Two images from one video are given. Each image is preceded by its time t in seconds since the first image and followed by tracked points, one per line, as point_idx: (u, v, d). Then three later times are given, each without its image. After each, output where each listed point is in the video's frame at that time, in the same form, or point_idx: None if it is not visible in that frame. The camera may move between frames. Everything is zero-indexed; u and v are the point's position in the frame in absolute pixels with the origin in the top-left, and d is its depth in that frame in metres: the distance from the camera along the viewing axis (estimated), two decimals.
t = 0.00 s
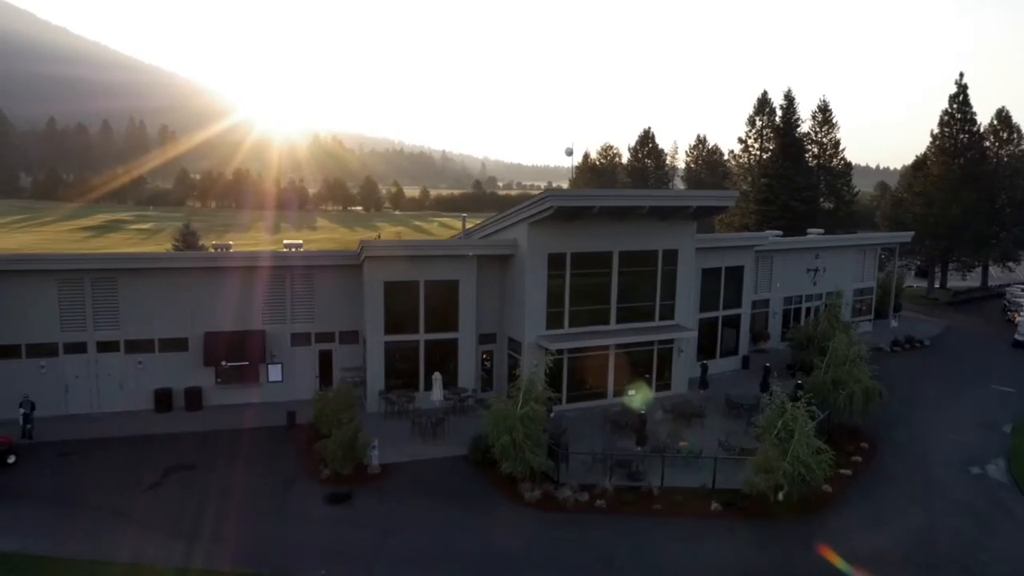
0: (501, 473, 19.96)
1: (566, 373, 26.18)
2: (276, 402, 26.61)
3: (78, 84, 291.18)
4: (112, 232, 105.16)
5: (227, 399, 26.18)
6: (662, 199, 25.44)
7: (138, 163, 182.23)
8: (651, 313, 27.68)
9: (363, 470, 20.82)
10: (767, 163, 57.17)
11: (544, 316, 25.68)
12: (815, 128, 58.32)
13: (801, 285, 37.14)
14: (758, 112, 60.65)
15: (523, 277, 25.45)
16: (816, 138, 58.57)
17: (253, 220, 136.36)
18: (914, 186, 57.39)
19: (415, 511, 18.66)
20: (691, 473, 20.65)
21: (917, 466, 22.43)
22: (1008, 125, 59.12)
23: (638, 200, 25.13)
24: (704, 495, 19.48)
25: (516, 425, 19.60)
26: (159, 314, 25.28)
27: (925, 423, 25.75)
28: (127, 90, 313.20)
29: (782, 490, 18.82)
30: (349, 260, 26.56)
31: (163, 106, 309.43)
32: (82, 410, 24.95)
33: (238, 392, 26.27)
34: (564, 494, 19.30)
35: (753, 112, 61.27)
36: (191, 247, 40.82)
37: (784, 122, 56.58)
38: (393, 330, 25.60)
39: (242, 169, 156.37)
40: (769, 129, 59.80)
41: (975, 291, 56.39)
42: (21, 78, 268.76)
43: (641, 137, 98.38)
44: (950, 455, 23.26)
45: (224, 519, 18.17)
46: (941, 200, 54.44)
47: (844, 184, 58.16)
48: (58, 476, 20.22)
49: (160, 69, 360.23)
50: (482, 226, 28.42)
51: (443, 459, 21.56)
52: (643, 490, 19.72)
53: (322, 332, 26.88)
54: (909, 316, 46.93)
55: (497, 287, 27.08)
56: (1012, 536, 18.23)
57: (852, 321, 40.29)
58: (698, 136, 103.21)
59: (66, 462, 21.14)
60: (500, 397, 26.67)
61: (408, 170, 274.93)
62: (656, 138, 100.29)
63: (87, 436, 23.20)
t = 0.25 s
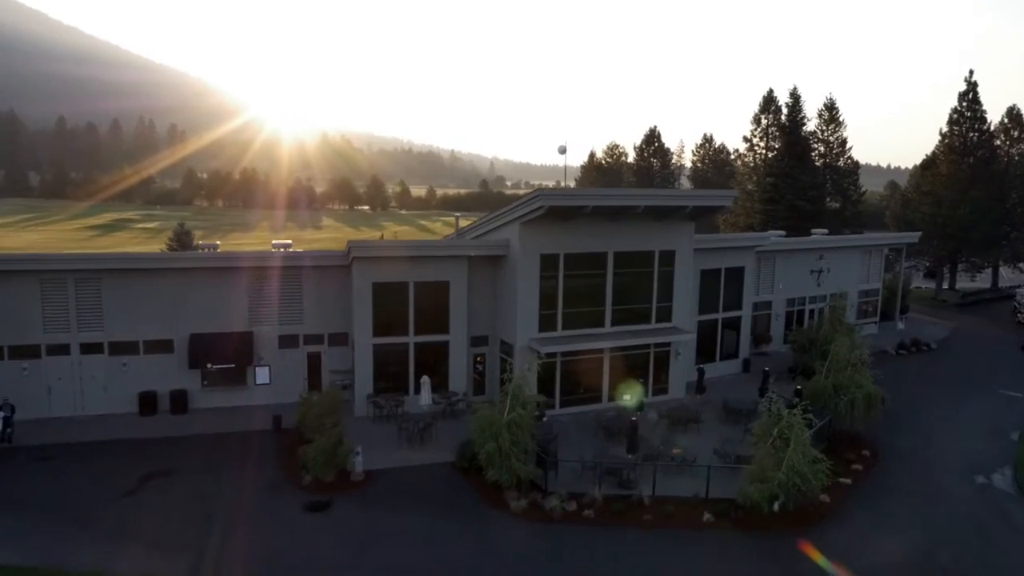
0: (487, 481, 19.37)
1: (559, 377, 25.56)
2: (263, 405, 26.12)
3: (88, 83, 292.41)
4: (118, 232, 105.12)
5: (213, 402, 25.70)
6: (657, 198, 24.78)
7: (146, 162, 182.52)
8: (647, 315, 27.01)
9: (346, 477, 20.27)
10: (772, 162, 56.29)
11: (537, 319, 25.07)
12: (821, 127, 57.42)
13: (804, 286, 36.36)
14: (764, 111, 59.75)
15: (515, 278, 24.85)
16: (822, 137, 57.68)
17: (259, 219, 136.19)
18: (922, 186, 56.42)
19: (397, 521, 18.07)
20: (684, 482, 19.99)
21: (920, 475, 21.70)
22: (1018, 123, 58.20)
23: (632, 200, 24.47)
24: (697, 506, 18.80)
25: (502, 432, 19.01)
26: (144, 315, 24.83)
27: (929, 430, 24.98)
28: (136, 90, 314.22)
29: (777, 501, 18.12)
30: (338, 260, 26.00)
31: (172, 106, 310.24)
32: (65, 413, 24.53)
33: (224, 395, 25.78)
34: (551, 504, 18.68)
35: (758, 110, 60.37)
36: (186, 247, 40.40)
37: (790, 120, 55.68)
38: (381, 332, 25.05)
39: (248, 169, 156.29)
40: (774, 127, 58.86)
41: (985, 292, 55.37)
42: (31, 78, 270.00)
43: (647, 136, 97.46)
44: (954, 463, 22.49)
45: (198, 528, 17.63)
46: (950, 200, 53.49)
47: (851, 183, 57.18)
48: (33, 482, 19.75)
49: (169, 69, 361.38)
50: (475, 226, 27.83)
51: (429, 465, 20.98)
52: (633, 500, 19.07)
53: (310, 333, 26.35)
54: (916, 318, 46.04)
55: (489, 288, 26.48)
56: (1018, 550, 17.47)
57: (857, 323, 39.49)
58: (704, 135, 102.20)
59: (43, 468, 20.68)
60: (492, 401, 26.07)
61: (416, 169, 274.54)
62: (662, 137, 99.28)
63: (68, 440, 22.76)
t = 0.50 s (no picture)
0: (474, 488, 18.85)
1: (553, 379, 25.03)
2: (252, 407, 25.69)
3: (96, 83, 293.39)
4: (123, 231, 105.23)
5: (201, 404, 25.29)
6: (652, 197, 24.21)
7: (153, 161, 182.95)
8: (644, 316, 26.43)
9: (331, 482, 19.80)
10: (776, 160, 55.54)
11: (530, 320, 24.54)
12: (827, 125, 56.65)
13: (807, 287, 35.68)
14: (768, 108, 58.98)
15: (507, 279, 24.33)
16: (828, 135, 56.91)
17: (264, 218, 136.15)
18: (929, 185, 55.59)
19: (379, 529, 17.56)
20: (677, 489, 19.42)
21: (922, 483, 21.03)
22: None
23: (627, 199, 23.90)
24: (689, 514, 18.23)
25: (489, 437, 18.49)
26: (130, 316, 24.42)
27: (933, 435, 24.29)
28: (145, 89, 315.22)
29: (772, 510, 17.52)
30: (328, 260, 25.53)
31: (179, 105, 310.96)
32: (51, 415, 24.17)
33: (212, 397, 25.36)
34: (539, 512, 18.14)
35: (763, 108, 59.59)
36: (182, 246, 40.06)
37: (795, 118, 54.93)
38: (371, 334, 24.56)
39: (254, 168, 156.35)
40: (779, 125, 58.08)
41: (994, 292, 54.46)
42: (40, 77, 271.20)
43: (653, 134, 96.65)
44: (959, 470, 21.81)
45: (175, 535, 17.19)
46: (958, 198, 52.63)
47: (857, 181, 56.34)
48: (11, 487, 19.35)
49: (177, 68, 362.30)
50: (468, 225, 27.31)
51: (416, 471, 20.49)
52: (624, 508, 18.51)
53: (299, 335, 25.90)
54: (923, 319, 45.24)
55: (482, 289, 25.95)
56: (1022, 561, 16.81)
57: (862, 325, 38.79)
58: (711, 134, 101.33)
59: (23, 472, 20.29)
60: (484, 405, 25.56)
61: (422, 168, 274.27)
62: (667, 135, 98.41)
63: (51, 443, 22.38)
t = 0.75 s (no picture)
0: (458, 495, 18.29)
1: (545, 382, 24.43)
2: (239, 409, 25.20)
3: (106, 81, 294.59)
4: (128, 228, 105.19)
5: (188, 406, 24.81)
6: (647, 195, 23.53)
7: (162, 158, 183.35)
8: (640, 318, 25.76)
9: (312, 489, 19.27)
10: (782, 158, 54.65)
11: (522, 321, 23.93)
12: (834, 122, 55.74)
13: (810, 287, 34.90)
14: (775, 105, 58.06)
15: (498, 279, 23.73)
16: (835, 132, 55.98)
17: (271, 216, 135.98)
18: (939, 183, 54.59)
19: (359, 537, 16.99)
20: (669, 499, 18.75)
21: (926, 491, 20.29)
22: None
23: (621, 197, 23.25)
24: (680, 524, 17.57)
25: (473, 443, 17.90)
26: (115, 316, 23.95)
27: (938, 442, 23.50)
28: (156, 87, 316.14)
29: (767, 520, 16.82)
30: (316, 259, 25.00)
31: (189, 103, 311.81)
32: (34, 416, 23.77)
33: (198, 399, 24.89)
34: (525, 521, 17.53)
35: (769, 105, 58.67)
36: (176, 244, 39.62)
37: (801, 115, 54.03)
38: (360, 335, 24.01)
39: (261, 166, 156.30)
40: (786, 122, 57.18)
41: (1005, 293, 53.45)
42: (51, 75, 272.11)
43: (660, 132, 95.69)
44: (964, 479, 21.02)
45: (149, 541, 16.67)
46: (968, 197, 51.67)
47: (865, 180, 55.35)
48: None
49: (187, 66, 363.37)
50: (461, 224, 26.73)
51: (401, 477, 19.92)
52: (613, 517, 17.87)
53: (288, 335, 25.37)
54: (932, 321, 44.32)
55: (474, 290, 25.36)
56: None
57: (868, 326, 37.97)
58: (718, 132, 100.35)
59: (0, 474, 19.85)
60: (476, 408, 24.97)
61: (430, 165, 273.83)
62: (674, 133, 97.42)
63: (32, 445, 21.94)
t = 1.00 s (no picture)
0: (444, 501, 17.80)
1: (539, 384, 23.91)
2: (229, 410, 24.80)
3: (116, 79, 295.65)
4: (134, 226, 105.22)
5: (176, 406, 24.44)
6: (643, 192, 22.94)
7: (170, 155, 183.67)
8: (636, 318, 25.18)
9: (296, 493, 18.81)
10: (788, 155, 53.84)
11: (515, 322, 23.41)
12: (842, 118, 54.84)
13: (814, 287, 34.21)
14: (781, 102, 57.20)
15: (490, 278, 23.21)
16: (842, 129, 55.08)
17: (277, 213, 135.85)
18: (948, 180, 53.67)
19: (340, 544, 16.52)
20: (661, 505, 18.20)
21: (929, 499, 19.64)
22: None
23: (616, 194, 22.67)
24: (672, 533, 17.02)
25: (459, 448, 17.38)
26: (101, 315, 23.56)
27: (942, 447, 22.83)
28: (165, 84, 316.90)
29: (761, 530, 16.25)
30: (306, 258, 24.54)
31: (198, 100, 312.57)
32: (21, 417, 23.46)
33: (186, 399, 24.50)
34: (511, 528, 17.02)
35: (775, 101, 57.83)
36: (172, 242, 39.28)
37: (808, 111, 53.18)
38: (349, 335, 23.54)
39: (267, 163, 156.25)
40: (792, 119, 56.32)
41: (1016, 292, 52.46)
42: (61, 73, 273.13)
43: (666, 129, 94.83)
44: (969, 486, 20.35)
45: (125, 547, 16.27)
46: (978, 195, 50.71)
47: (872, 177, 54.45)
48: None
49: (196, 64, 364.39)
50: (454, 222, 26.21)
51: (388, 481, 19.46)
52: (603, 525, 17.34)
53: (278, 335, 24.93)
54: (940, 321, 43.51)
55: (467, 289, 24.84)
56: None
57: (874, 326, 37.26)
58: (725, 128, 99.36)
59: None
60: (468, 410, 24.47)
61: (438, 163, 273.48)
62: (681, 130, 96.52)
63: (16, 446, 21.62)
